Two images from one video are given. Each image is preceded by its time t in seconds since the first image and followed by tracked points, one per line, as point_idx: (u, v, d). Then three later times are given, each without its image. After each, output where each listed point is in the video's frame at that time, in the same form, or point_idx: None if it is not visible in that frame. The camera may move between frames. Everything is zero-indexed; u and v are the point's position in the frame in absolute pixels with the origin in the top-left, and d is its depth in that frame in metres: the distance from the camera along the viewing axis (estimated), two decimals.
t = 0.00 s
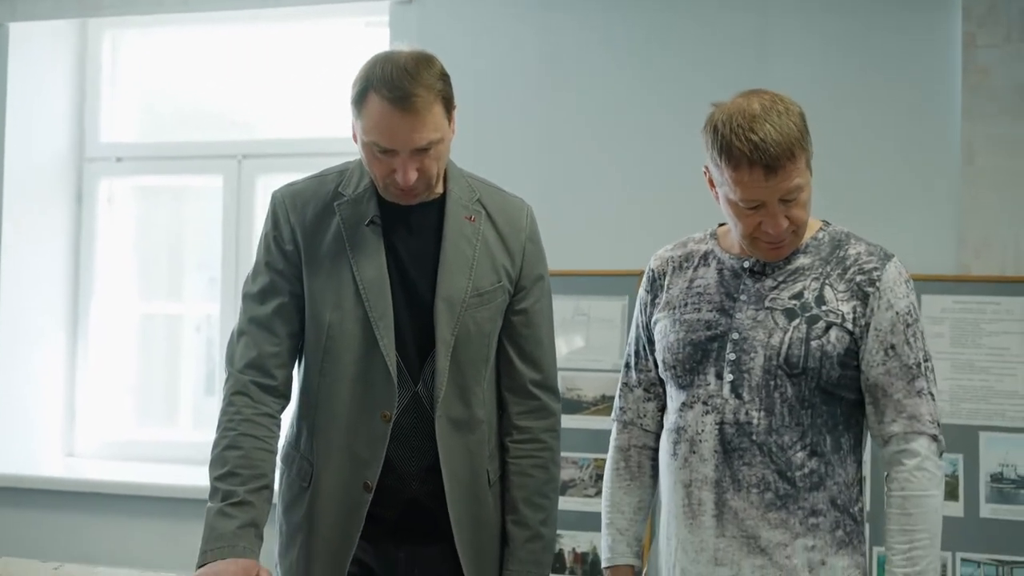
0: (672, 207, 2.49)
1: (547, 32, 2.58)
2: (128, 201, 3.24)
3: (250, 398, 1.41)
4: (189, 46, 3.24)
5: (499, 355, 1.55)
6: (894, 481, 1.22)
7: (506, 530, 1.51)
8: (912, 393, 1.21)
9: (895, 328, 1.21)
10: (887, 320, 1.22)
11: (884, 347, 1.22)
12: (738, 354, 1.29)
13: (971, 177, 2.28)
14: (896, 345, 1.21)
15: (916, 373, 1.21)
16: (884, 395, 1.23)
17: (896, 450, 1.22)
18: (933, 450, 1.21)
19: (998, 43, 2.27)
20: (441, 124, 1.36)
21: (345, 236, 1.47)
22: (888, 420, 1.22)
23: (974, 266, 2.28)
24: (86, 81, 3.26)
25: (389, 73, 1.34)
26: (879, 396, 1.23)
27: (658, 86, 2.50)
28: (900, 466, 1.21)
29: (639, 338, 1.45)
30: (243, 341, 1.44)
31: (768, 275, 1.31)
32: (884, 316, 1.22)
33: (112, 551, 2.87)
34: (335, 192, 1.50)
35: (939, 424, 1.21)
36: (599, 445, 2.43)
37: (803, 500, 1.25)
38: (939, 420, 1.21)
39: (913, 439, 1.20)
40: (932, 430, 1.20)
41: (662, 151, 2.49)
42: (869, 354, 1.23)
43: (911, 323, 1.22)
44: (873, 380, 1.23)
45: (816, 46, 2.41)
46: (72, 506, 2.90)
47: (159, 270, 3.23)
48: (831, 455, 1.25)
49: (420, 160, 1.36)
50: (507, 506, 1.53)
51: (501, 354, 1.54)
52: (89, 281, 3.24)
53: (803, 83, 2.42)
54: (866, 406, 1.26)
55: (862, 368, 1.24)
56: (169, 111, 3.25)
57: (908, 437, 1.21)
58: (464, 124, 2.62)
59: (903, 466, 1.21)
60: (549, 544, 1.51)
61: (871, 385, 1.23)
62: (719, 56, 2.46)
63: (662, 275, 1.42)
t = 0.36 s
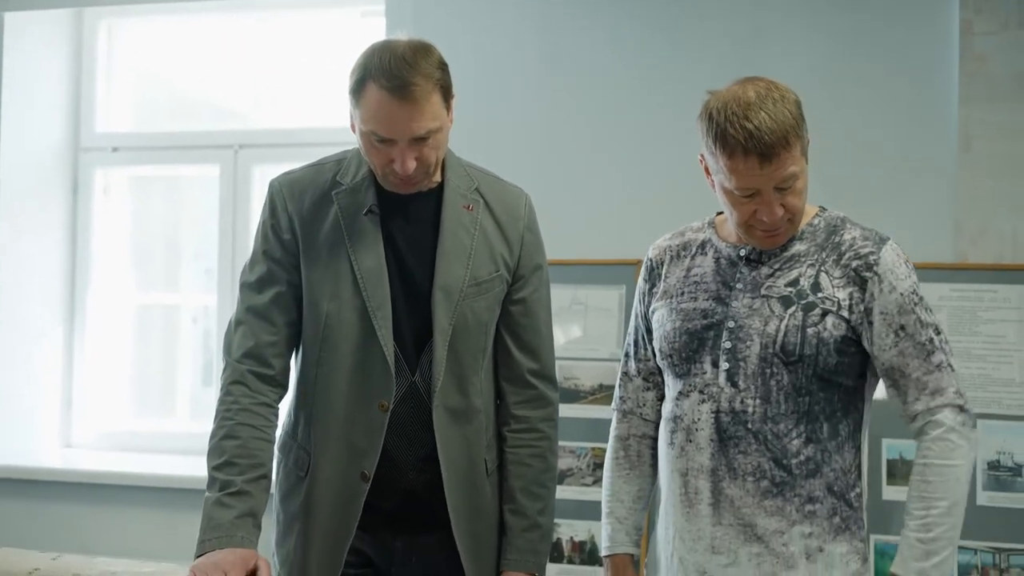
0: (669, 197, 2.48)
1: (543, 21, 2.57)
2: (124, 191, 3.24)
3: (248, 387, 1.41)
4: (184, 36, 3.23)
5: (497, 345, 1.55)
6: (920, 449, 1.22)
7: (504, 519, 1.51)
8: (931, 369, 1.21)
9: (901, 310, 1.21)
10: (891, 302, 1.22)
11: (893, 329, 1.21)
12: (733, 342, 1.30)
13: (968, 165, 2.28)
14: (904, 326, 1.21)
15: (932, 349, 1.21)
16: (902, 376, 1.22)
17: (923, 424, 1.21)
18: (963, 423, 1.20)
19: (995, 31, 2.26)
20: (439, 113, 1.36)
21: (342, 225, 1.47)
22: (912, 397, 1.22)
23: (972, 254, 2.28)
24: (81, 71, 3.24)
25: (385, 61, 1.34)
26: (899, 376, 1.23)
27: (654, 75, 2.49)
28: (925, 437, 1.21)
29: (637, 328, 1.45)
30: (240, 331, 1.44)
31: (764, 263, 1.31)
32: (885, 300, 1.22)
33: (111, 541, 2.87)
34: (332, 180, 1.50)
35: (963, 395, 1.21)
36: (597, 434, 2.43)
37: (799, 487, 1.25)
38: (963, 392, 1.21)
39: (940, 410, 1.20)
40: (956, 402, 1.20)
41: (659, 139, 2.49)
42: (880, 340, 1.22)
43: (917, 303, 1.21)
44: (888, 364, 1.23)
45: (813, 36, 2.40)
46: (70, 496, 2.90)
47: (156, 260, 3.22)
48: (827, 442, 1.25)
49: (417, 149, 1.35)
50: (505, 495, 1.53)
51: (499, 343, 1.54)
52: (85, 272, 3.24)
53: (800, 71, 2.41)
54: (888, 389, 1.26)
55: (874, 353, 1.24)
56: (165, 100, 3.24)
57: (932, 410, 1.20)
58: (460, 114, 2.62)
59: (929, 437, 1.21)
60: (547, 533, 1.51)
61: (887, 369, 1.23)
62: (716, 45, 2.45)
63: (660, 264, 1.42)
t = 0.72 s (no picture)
0: (665, 192, 2.48)
1: (540, 16, 2.56)
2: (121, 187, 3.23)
3: (244, 383, 1.41)
4: (180, 32, 3.22)
5: (495, 339, 1.55)
6: (949, 407, 1.24)
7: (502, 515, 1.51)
8: (955, 340, 1.22)
9: (914, 291, 1.23)
10: (904, 285, 1.23)
11: (910, 309, 1.23)
12: (734, 336, 1.29)
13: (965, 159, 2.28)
14: (922, 304, 1.23)
15: (952, 319, 1.23)
16: (927, 352, 1.24)
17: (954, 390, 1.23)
18: (997, 385, 1.21)
19: (991, 24, 2.26)
20: (436, 107, 1.35)
21: (338, 219, 1.47)
22: (942, 367, 1.24)
23: (968, 247, 2.28)
24: (77, 68, 3.24)
25: (381, 55, 1.33)
26: (925, 351, 1.24)
27: (651, 70, 2.49)
28: (955, 398, 1.23)
29: (637, 322, 1.45)
30: (236, 326, 1.44)
31: (764, 256, 1.31)
32: (894, 284, 1.23)
33: (107, 536, 2.87)
34: (329, 175, 1.49)
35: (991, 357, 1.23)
36: (595, 429, 2.43)
37: (800, 479, 1.25)
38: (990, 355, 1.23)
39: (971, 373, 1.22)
40: (985, 365, 1.22)
41: (656, 134, 2.49)
42: (900, 323, 1.23)
43: (927, 281, 1.23)
44: (912, 344, 1.24)
45: (809, 28, 2.40)
46: (68, 492, 2.90)
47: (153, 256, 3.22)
48: (829, 434, 1.25)
49: (415, 144, 1.35)
50: (503, 490, 1.53)
51: (497, 338, 1.54)
52: (83, 267, 3.23)
53: (797, 66, 2.41)
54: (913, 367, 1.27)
55: (893, 337, 1.25)
56: (161, 97, 3.24)
57: (962, 376, 1.22)
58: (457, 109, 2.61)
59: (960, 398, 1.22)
60: (546, 528, 1.50)
61: (913, 349, 1.24)
62: (713, 39, 2.45)
63: (659, 258, 1.42)
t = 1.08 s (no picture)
0: (664, 193, 2.48)
1: (537, 16, 2.56)
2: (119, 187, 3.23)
3: (241, 385, 1.41)
4: (178, 33, 3.22)
5: (492, 339, 1.55)
6: (949, 407, 1.24)
7: (501, 516, 1.51)
8: (957, 346, 1.23)
9: (918, 292, 1.23)
10: (908, 286, 1.23)
11: (914, 311, 1.23)
12: (738, 337, 1.29)
13: (963, 158, 2.28)
14: (925, 307, 1.23)
15: (955, 323, 1.23)
16: (930, 356, 1.25)
17: (955, 393, 1.24)
18: (1002, 390, 1.21)
19: (989, 24, 2.26)
20: (428, 107, 1.35)
21: (333, 219, 1.47)
22: (944, 372, 1.24)
23: (967, 247, 2.28)
24: (74, 66, 3.23)
25: (375, 53, 1.33)
26: (927, 354, 1.25)
27: (649, 69, 2.49)
28: (955, 399, 1.24)
29: (638, 324, 1.46)
30: (233, 328, 1.44)
31: (766, 257, 1.31)
32: (898, 285, 1.24)
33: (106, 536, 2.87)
34: (323, 175, 1.49)
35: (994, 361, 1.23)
36: (592, 429, 2.43)
37: (804, 481, 1.26)
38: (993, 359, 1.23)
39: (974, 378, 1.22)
40: (988, 371, 1.22)
41: (655, 134, 2.49)
42: (903, 325, 1.24)
43: (930, 284, 1.24)
44: (914, 347, 1.25)
45: (806, 28, 2.40)
46: (67, 493, 2.90)
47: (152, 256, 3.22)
48: (832, 436, 1.25)
49: (406, 143, 1.35)
50: (501, 491, 1.53)
51: (494, 338, 1.54)
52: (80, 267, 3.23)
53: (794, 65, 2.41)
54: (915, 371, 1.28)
55: (895, 338, 1.25)
56: (158, 98, 3.24)
57: (962, 381, 1.23)
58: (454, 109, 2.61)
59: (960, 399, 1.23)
60: (544, 529, 1.50)
61: (915, 351, 1.25)
62: (711, 39, 2.45)
63: (660, 259, 1.43)
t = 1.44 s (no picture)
0: (662, 193, 2.49)
1: (535, 16, 2.57)
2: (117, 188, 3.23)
3: (239, 386, 1.41)
4: (176, 35, 3.22)
5: (490, 339, 1.54)
6: (945, 411, 1.24)
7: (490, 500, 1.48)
8: (955, 342, 1.23)
9: (915, 288, 1.24)
10: (905, 281, 1.24)
11: (912, 307, 1.24)
12: (738, 334, 1.30)
13: (960, 158, 2.29)
14: (922, 302, 1.24)
15: (953, 322, 1.24)
16: (926, 353, 1.25)
17: (953, 394, 1.23)
18: (996, 391, 1.22)
19: (986, 24, 2.26)
20: (423, 102, 1.35)
21: (329, 218, 1.47)
22: (941, 373, 1.24)
23: (964, 246, 2.29)
24: (72, 68, 3.23)
25: (371, 47, 1.34)
26: (924, 353, 1.25)
27: (646, 70, 2.49)
28: (951, 400, 1.24)
29: (638, 326, 1.46)
30: (232, 329, 1.44)
31: (764, 254, 1.32)
32: (895, 280, 1.24)
33: (106, 538, 2.87)
34: (320, 175, 1.50)
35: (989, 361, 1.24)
36: (591, 429, 2.44)
37: (807, 478, 1.26)
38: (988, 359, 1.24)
39: (969, 378, 1.23)
40: (983, 370, 1.22)
41: (653, 134, 2.49)
42: (900, 320, 1.24)
43: (927, 279, 1.24)
44: (910, 344, 1.25)
45: (803, 28, 2.40)
46: (67, 494, 2.90)
47: (150, 257, 3.22)
48: (834, 431, 1.26)
49: (401, 138, 1.35)
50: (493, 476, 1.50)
51: (492, 338, 1.54)
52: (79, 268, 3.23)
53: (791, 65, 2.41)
54: (913, 369, 1.28)
55: (892, 335, 1.26)
56: (156, 99, 3.24)
57: (960, 381, 1.23)
58: (452, 109, 2.61)
59: (956, 399, 1.23)
60: (533, 517, 1.47)
61: (911, 348, 1.25)
62: (709, 39, 2.45)
63: (659, 261, 1.43)
